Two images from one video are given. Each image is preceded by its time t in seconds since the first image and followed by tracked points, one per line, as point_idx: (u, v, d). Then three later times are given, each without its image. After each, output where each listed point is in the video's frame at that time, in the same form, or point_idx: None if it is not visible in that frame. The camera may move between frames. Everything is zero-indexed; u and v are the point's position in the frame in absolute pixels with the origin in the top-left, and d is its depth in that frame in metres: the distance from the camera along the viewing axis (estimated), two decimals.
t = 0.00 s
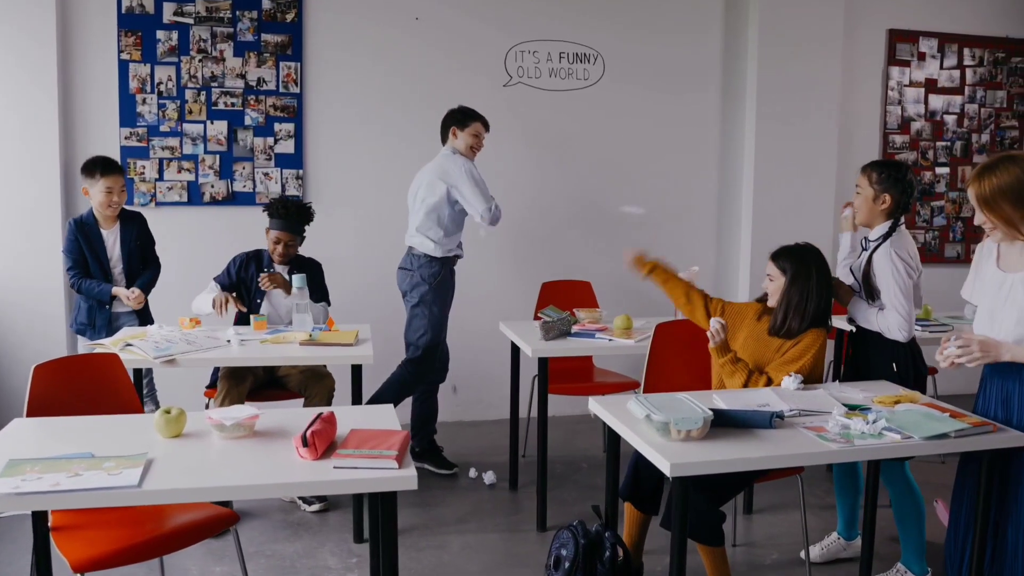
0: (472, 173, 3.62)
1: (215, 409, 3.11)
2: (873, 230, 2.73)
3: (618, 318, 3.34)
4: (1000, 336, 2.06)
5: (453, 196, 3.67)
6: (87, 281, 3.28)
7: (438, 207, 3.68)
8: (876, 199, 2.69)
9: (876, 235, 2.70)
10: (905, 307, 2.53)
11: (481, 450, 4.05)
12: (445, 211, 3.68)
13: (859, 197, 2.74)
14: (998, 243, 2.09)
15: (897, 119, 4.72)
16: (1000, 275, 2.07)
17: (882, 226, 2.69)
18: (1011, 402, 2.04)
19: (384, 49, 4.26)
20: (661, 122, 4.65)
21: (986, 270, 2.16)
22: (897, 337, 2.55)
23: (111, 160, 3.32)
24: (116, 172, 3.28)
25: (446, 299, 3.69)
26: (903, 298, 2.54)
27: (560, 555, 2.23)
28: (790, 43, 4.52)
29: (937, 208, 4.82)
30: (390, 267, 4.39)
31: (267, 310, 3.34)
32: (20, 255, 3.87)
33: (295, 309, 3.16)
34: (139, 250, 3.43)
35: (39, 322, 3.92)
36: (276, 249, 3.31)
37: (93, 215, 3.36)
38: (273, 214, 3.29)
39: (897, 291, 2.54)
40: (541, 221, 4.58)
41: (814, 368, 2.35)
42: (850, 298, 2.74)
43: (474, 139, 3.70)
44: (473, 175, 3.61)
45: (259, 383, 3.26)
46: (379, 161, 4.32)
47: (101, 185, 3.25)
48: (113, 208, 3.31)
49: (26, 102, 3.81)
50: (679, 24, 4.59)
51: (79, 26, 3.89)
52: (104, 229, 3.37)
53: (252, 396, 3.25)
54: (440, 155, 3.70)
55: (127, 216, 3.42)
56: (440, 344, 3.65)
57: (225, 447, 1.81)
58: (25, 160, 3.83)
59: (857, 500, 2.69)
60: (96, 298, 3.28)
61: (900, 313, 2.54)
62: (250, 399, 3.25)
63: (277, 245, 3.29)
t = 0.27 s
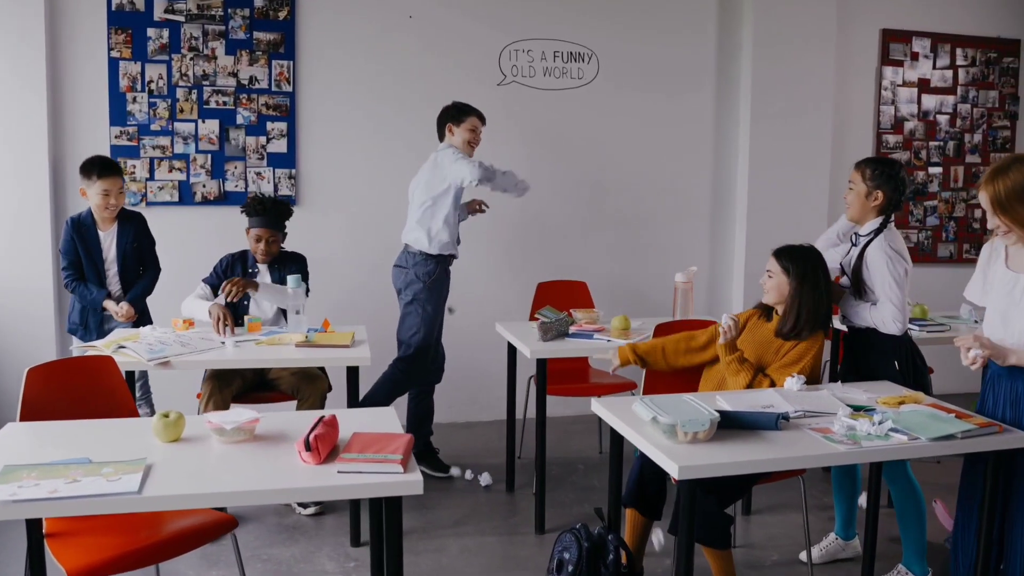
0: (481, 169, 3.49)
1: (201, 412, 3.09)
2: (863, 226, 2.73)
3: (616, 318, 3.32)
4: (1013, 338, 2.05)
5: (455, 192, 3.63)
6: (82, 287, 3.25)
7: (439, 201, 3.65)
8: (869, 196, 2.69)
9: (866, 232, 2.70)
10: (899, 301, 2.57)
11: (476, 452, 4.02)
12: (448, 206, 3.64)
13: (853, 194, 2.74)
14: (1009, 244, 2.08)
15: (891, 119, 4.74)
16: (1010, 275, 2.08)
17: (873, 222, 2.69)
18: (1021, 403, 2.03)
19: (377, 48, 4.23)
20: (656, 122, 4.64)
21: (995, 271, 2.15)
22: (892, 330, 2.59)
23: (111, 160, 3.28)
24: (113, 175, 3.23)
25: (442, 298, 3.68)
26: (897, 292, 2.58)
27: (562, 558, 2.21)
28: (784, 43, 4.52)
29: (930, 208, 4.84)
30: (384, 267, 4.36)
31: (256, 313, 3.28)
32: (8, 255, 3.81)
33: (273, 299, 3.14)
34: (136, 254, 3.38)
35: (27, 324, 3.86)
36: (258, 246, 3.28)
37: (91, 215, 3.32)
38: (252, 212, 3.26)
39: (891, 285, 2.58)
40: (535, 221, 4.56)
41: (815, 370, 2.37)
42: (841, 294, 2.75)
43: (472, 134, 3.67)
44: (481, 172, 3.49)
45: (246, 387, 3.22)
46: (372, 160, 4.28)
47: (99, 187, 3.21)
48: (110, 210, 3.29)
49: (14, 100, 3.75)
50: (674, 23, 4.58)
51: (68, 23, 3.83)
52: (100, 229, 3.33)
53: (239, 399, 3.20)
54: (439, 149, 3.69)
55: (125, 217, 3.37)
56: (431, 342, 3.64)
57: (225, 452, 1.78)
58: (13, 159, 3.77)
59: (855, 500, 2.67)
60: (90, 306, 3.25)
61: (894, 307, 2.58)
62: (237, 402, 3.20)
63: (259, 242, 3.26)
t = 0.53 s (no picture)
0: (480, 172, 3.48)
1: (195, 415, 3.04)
2: (859, 224, 2.72)
3: (615, 320, 3.30)
4: None
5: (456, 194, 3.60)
6: (71, 291, 3.24)
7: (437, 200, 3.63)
8: (866, 192, 2.68)
9: (863, 229, 2.69)
10: (902, 296, 2.58)
11: (474, 453, 4.00)
12: (448, 206, 3.61)
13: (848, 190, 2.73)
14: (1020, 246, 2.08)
15: (886, 119, 4.75)
16: (1020, 277, 2.07)
17: (869, 220, 2.69)
18: None
19: (373, 47, 4.19)
20: (652, 121, 4.63)
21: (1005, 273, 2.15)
22: (893, 325, 2.58)
23: (101, 164, 3.24)
24: (100, 182, 3.19)
25: (440, 299, 3.66)
26: (898, 287, 2.58)
27: (567, 561, 2.19)
28: (780, 43, 4.52)
29: (925, 207, 4.85)
30: (380, 267, 4.33)
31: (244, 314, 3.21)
32: None
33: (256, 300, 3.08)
34: (125, 258, 3.31)
35: (18, 326, 3.81)
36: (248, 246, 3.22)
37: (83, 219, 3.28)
38: (240, 209, 3.23)
39: (893, 280, 2.57)
40: (532, 221, 4.54)
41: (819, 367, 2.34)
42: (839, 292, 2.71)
43: (472, 132, 3.65)
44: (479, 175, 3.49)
45: (240, 389, 3.18)
46: (368, 160, 4.25)
47: (81, 196, 3.16)
48: (97, 216, 3.25)
49: (5, 99, 3.70)
50: (670, 22, 4.57)
51: (59, 21, 3.78)
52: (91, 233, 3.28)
53: (233, 401, 3.16)
54: (440, 150, 3.67)
55: (116, 220, 3.31)
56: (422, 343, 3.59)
57: (229, 457, 1.75)
58: (4, 159, 3.72)
59: (856, 501, 2.64)
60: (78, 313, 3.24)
61: (897, 302, 2.57)
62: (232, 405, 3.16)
63: (250, 239, 3.20)
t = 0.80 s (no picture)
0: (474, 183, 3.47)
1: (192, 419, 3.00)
2: (864, 223, 2.71)
3: (615, 320, 3.29)
4: None
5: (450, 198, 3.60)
6: (56, 295, 3.23)
7: (433, 202, 3.61)
8: (871, 191, 2.67)
9: (868, 228, 2.69)
10: (903, 297, 2.58)
11: (472, 454, 3.98)
12: (442, 208, 3.60)
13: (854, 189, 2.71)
14: None
15: (882, 119, 4.76)
16: None
17: (875, 220, 2.68)
18: None
19: (370, 46, 4.17)
20: (649, 121, 4.62)
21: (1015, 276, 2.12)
22: (891, 327, 2.60)
23: (82, 173, 3.15)
24: (74, 195, 3.10)
25: (439, 300, 3.64)
26: (900, 288, 2.58)
27: (572, 564, 2.17)
28: (777, 42, 4.52)
29: (921, 207, 4.86)
30: (376, 268, 4.30)
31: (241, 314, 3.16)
32: None
33: (256, 312, 3.03)
34: (107, 262, 3.25)
35: (10, 327, 3.76)
36: (247, 244, 3.15)
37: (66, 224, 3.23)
38: (239, 207, 3.17)
39: (894, 281, 2.57)
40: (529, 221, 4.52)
41: (821, 367, 2.32)
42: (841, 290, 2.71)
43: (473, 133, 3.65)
44: (471, 189, 3.47)
45: (238, 391, 3.15)
46: (365, 160, 4.22)
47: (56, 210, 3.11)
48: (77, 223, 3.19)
49: None
50: (667, 22, 4.56)
51: (52, 20, 3.74)
52: (73, 237, 3.23)
53: (231, 403, 3.12)
54: (439, 150, 3.65)
55: (99, 222, 3.24)
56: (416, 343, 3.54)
57: (232, 461, 1.72)
58: None
59: (856, 501, 2.63)
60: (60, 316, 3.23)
61: (896, 303, 2.58)
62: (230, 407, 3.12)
63: (250, 237, 3.14)
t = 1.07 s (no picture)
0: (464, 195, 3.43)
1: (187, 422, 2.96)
2: (878, 228, 2.67)
3: (615, 320, 3.28)
4: None
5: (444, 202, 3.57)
6: (26, 300, 3.19)
7: (427, 204, 3.58)
8: (885, 198, 2.61)
9: (882, 233, 2.66)
10: (904, 304, 2.57)
11: (470, 456, 3.95)
12: (435, 211, 3.57)
13: (866, 194, 2.64)
14: None
15: (877, 118, 4.78)
16: None
17: (890, 226, 2.64)
18: None
19: (365, 45, 4.14)
20: (644, 120, 4.62)
21: None
22: (882, 332, 2.62)
23: (48, 180, 3.08)
24: (35, 203, 3.04)
25: (437, 300, 3.61)
26: (903, 295, 2.57)
27: (576, 567, 2.15)
28: (773, 42, 4.52)
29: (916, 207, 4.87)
30: (372, 268, 4.27)
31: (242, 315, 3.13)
32: None
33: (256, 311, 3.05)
34: (76, 269, 3.18)
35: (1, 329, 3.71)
36: (249, 243, 3.13)
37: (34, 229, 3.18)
38: (241, 205, 3.15)
39: (898, 290, 2.55)
40: (525, 221, 4.51)
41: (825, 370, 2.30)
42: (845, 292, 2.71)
43: (470, 132, 3.62)
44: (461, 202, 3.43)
45: (234, 393, 3.11)
46: (360, 160, 4.19)
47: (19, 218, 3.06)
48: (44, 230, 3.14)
49: None
50: (663, 21, 4.56)
51: (43, 17, 3.68)
52: (39, 242, 3.17)
53: (228, 405, 3.08)
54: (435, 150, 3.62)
55: (66, 227, 3.18)
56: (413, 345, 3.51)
57: (236, 465, 1.69)
58: None
59: (857, 501, 2.62)
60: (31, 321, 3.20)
61: (893, 310, 2.58)
62: (227, 409, 3.07)
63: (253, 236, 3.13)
